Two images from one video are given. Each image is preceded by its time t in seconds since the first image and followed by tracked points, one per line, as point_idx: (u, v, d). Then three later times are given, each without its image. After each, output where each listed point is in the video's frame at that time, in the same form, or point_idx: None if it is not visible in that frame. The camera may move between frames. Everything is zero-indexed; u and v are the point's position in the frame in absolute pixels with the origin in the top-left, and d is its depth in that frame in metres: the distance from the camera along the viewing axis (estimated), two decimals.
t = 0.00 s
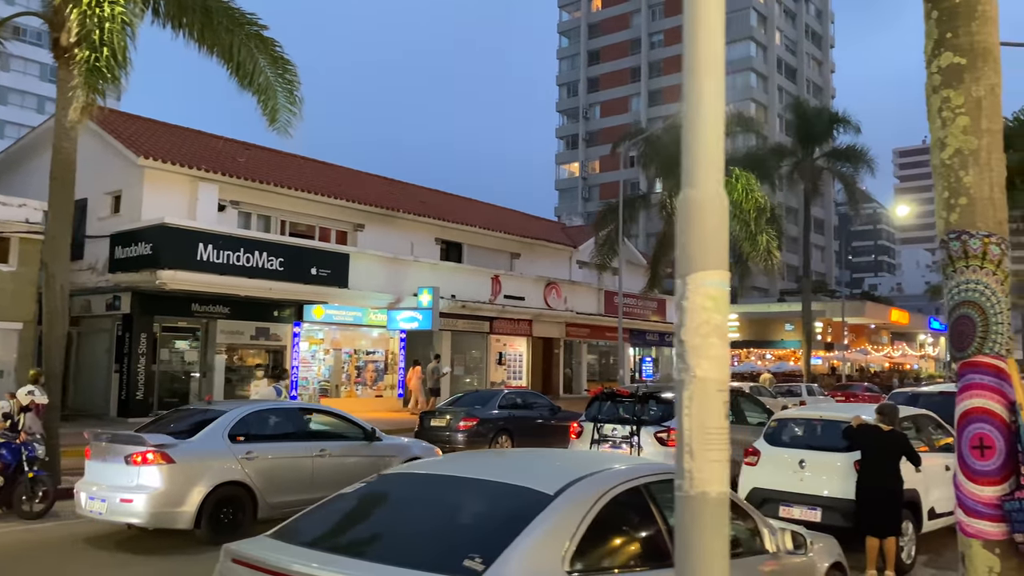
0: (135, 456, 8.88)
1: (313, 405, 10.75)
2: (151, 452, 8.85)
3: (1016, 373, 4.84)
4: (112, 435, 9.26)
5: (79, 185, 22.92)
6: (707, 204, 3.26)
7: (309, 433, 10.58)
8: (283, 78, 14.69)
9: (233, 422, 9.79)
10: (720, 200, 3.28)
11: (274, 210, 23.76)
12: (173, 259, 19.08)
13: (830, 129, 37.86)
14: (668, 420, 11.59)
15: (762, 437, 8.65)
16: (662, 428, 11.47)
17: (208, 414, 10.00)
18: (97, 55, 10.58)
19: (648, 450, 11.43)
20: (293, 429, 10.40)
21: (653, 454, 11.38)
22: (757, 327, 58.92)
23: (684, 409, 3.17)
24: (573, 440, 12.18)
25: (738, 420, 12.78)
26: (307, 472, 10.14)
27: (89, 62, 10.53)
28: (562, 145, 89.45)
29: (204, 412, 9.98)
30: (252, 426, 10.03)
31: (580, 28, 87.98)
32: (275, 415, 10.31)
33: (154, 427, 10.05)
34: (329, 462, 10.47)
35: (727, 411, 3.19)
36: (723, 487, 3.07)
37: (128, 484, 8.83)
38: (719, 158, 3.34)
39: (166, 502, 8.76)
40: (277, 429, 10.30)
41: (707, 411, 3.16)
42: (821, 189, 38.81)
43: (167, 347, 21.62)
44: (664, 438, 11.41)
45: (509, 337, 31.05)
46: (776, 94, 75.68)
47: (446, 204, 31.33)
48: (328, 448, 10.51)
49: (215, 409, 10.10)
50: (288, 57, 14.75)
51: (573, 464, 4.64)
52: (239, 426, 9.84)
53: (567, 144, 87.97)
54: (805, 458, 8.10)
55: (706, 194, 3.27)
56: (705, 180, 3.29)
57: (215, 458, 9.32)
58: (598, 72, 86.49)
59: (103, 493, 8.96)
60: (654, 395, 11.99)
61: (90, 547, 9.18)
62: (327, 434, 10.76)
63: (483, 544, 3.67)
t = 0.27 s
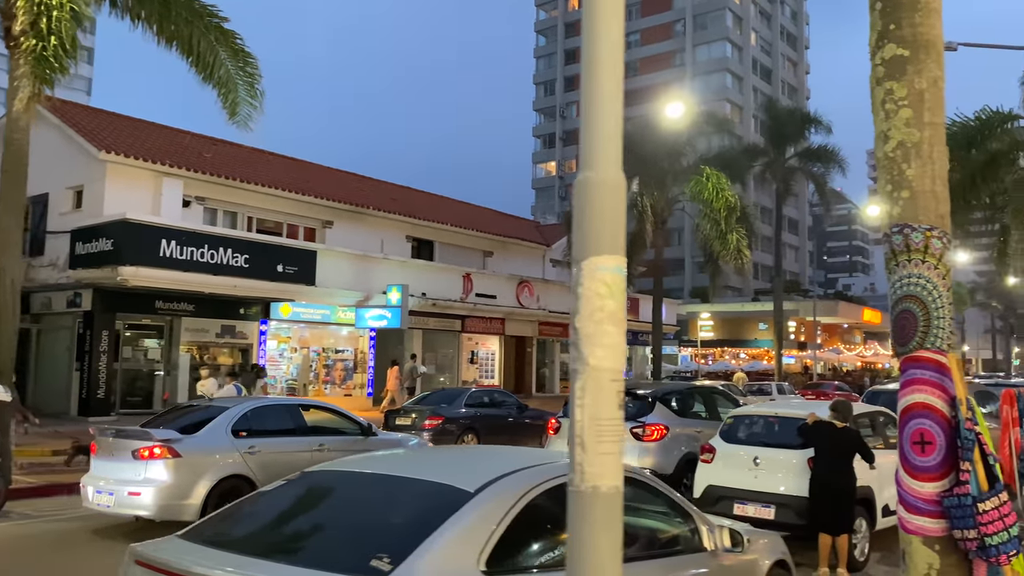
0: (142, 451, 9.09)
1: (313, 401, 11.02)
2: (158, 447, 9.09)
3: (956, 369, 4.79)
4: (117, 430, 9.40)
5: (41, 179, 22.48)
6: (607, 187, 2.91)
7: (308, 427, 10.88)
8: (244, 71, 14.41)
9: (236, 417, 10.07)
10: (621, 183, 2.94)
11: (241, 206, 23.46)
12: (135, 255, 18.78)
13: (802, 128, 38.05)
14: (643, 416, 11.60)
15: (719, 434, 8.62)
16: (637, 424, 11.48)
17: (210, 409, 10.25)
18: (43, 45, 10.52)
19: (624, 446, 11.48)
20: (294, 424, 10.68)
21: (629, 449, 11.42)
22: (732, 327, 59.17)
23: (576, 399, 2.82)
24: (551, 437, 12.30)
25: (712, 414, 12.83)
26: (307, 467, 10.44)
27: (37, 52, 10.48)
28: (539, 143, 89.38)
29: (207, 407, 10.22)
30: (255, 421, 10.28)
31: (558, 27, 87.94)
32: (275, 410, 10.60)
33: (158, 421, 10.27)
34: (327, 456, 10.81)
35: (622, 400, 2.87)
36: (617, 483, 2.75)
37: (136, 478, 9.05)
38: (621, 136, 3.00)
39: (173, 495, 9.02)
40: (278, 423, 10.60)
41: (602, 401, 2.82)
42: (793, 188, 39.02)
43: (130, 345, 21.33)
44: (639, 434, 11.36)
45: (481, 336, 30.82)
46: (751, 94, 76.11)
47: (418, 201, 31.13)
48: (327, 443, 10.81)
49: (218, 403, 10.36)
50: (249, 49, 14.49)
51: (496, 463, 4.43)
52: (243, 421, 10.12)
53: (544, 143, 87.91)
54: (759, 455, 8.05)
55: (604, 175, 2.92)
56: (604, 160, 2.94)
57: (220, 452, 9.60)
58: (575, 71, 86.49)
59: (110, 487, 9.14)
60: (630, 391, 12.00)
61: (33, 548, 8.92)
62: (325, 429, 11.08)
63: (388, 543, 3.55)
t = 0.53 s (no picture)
0: (151, 447, 9.02)
1: (311, 398, 11.16)
2: (166, 443, 9.04)
3: (900, 368, 4.74)
4: (124, 426, 9.23)
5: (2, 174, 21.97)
6: (498, 176, 2.78)
7: (306, 424, 11.03)
8: (204, 65, 14.13)
9: (238, 414, 10.16)
10: (514, 171, 2.82)
11: (207, 203, 23.11)
12: (96, 252, 18.44)
13: (775, 128, 38.24)
14: (619, 414, 11.50)
15: (675, 433, 8.53)
16: (613, 421, 11.42)
17: (212, 406, 10.31)
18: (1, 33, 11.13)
19: (599, 443, 11.38)
20: (293, 421, 10.83)
21: (605, 446, 11.34)
22: (706, 326, 59.34)
23: (462, 400, 2.70)
24: (528, 434, 12.19)
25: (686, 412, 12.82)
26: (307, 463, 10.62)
27: None
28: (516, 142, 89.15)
29: (209, 404, 10.27)
30: (256, 419, 10.40)
31: (535, 26, 87.77)
32: (275, 408, 10.71)
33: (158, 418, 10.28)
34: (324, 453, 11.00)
35: (512, 404, 2.76)
36: (503, 489, 2.64)
37: (143, 473, 8.96)
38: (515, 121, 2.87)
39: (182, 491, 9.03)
40: (278, 420, 10.72)
41: (490, 404, 2.70)
42: (766, 188, 39.20)
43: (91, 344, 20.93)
44: (616, 431, 11.33)
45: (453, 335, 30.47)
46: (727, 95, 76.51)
47: (390, 198, 30.87)
48: (326, 439, 11.01)
49: (219, 401, 10.41)
50: (209, 42, 14.26)
51: (427, 457, 4.28)
52: (245, 418, 10.23)
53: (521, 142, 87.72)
54: (715, 455, 7.99)
55: (496, 162, 2.79)
56: (496, 145, 2.81)
57: (224, 448, 9.71)
58: (552, 70, 86.39)
59: (118, 482, 8.97)
60: (607, 389, 11.86)
61: None
62: (322, 426, 11.26)
63: (308, 548, 3.25)
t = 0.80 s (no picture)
0: (157, 440, 9.47)
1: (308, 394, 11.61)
2: (171, 436, 9.50)
3: (843, 362, 4.61)
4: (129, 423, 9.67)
5: None
6: (371, 147, 2.62)
7: (305, 417, 11.39)
8: (161, 54, 13.79)
9: (240, 409, 10.53)
10: (392, 143, 2.66)
11: (172, 198, 22.72)
12: (54, 246, 18.01)
13: (748, 128, 38.34)
14: (595, 409, 11.40)
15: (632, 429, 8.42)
16: (589, 416, 11.29)
17: (214, 402, 10.68)
18: None
19: (575, 437, 11.20)
20: (293, 416, 11.26)
21: (580, 440, 11.17)
22: (681, 324, 59.38)
23: (326, 387, 2.48)
24: (503, 431, 11.90)
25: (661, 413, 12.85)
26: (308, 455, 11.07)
27: None
28: (493, 140, 88.75)
29: (210, 400, 10.69)
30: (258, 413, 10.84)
31: (512, 24, 87.46)
32: (274, 402, 11.08)
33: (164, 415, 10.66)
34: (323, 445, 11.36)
35: (382, 389, 2.55)
36: (371, 483, 2.43)
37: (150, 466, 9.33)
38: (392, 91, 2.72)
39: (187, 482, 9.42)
40: (278, 414, 11.10)
41: (354, 390, 2.47)
42: (739, 187, 39.30)
43: (51, 340, 20.60)
44: (591, 425, 11.18)
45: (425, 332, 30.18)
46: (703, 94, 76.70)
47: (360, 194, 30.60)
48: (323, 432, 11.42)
49: (220, 397, 10.78)
50: (167, 32, 13.95)
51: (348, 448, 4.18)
52: (246, 413, 10.63)
53: (498, 140, 87.31)
54: (670, 451, 7.88)
55: (368, 132, 2.63)
56: (370, 115, 2.65)
57: (228, 442, 10.11)
58: (529, 68, 86.09)
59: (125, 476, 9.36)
60: (582, 386, 11.90)
61: None
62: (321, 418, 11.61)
63: (200, 547, 3.09)
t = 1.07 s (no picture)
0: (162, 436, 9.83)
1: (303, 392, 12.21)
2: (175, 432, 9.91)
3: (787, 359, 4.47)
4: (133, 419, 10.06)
5: None
6: (211, 113, 2.21)
7: (299, 416, 12.02)
8: (115, 44, 13.50)
9: (240, 406, 11.18)
10: (243, 110, 2.26)
11: (134, 193, 22.26)
12: (9, 242, 17.51)
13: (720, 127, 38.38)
14: (570, 406, 11.31)
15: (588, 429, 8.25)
16: (563, 413, 11.23)
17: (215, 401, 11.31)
18: None
19: (550, 434, 11.15)
20: (289, 413, 11.86)
21: (555, 437, 11.11)
22: (656, 323, 59.40)
23: (155, 384, 2.10)
24: (480, 428, 11.85)
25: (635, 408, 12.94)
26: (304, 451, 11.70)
27: None
28: (469, 138, 88.33)
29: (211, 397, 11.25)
30: (256, 410, 11.41)
31: (489, 22, 87.15)
32: (271, 401, 11.71)
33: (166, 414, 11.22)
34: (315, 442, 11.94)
35: (223, 388, 2.12)
36: (214, 494, 2.05)
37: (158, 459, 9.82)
38: (243, 52, 2.32)
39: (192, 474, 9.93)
40: (275, 411, 11.70)
41: (193, 389, 2.07)
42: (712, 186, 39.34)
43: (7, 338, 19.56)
44: (565, 422, 11.12)
45: (396, 331, 29.85)
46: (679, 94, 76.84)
47: (329, 190, 30.25)
48: (318, 429, 12.04)
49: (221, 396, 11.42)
50: (122, 22, 13.62)
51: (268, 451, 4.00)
52: (246, 409, 11.20)
53: (474, 138, 86.91)
54: (625, 451, 7.73)
55: (210, 96, 2.22)
56: (213, 75, 2.24)
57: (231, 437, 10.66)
58: (505, 66, 85.87)
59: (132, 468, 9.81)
60: (558, 383, 11.72)
61: None
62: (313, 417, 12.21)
63: (80, 561, 2.82)
